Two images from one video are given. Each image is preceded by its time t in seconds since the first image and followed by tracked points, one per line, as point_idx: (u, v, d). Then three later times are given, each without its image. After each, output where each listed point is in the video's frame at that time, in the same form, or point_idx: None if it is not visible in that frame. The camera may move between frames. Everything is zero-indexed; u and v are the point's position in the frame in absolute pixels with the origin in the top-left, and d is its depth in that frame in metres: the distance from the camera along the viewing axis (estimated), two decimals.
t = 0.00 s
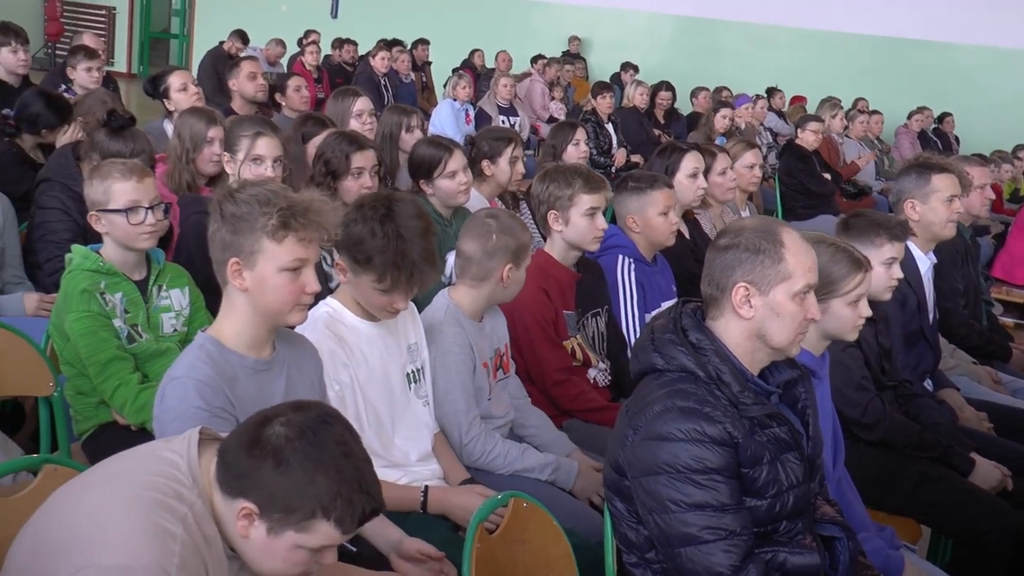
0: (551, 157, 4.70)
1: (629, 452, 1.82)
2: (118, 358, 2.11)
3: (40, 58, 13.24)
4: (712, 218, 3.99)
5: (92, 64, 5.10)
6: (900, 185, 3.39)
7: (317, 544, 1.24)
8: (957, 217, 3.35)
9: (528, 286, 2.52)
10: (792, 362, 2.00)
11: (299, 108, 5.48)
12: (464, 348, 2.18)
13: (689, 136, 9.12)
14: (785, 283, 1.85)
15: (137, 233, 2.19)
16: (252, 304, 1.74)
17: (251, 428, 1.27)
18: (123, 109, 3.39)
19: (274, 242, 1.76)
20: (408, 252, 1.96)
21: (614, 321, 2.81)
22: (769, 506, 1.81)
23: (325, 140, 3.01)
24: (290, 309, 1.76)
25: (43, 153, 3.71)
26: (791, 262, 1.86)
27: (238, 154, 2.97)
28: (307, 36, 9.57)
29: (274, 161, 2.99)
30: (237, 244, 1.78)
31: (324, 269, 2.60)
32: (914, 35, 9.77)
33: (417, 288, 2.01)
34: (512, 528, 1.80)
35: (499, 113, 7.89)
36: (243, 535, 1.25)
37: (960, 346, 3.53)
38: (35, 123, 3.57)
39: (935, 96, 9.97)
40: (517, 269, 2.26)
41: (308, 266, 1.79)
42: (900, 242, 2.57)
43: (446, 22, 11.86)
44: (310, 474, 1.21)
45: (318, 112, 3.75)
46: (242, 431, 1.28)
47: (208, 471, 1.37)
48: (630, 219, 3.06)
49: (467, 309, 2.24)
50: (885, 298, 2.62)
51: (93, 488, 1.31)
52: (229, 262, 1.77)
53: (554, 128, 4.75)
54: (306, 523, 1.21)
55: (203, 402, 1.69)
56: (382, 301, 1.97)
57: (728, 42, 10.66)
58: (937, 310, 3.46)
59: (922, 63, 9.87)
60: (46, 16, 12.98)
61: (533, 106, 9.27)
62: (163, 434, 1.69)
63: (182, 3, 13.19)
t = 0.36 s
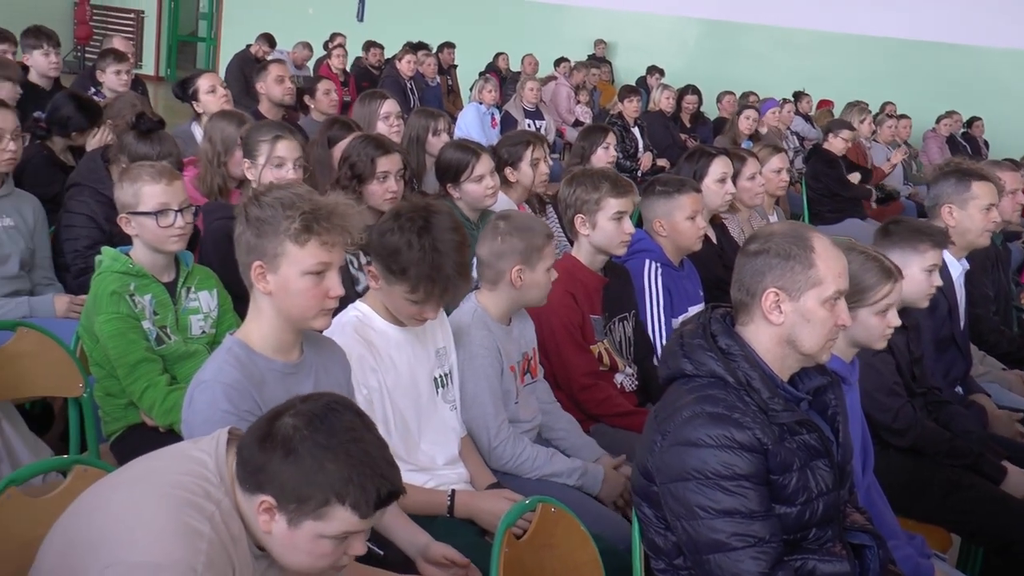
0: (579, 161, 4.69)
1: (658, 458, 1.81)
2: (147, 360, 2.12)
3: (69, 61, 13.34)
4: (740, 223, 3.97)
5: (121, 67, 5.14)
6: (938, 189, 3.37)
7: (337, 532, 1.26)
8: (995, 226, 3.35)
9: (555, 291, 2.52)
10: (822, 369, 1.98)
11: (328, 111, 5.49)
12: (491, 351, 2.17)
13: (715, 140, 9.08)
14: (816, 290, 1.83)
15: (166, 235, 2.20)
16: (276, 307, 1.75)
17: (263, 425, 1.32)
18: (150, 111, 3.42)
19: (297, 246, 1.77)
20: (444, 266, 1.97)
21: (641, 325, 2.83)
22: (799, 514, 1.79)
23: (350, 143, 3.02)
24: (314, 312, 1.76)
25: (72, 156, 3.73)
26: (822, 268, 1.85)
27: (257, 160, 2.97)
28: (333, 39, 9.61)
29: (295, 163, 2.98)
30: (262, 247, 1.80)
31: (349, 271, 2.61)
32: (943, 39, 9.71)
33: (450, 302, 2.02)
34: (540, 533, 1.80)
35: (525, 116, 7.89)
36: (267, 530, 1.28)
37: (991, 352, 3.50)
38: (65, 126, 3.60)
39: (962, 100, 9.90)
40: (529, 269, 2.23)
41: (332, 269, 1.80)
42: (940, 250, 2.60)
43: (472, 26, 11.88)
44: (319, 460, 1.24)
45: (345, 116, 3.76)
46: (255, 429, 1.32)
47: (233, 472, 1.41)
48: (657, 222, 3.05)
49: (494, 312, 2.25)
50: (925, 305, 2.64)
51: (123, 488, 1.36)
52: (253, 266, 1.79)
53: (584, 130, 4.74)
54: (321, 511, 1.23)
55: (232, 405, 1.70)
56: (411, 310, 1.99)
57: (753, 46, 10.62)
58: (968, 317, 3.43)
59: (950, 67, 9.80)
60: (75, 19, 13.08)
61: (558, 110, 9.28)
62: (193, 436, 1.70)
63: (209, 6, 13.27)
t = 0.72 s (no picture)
0: (608, 165, 4.68)
1: (685, 464, 1.80)
2: (174, 363, 2.13)
3: (93, 64, 13.40)
4: (766, 228, 3.97)
5: (148, 71, 5.17)
6: (971, 195, 3.35)
7: (370, 527, 1.25)
8: None
9: (580, 294, 2.52)
10: (849, 376, 1.97)
11: (355, 114, 5.49)
12: (516, 356, 2.18)
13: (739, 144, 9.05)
14: (844, 295, 1.82)
15: (194, 239, 2.22)
16: (298, 310, 1.76)
17: (290, 425, 1.32)
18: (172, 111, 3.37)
19: (316, 249, 1.78)
20: (474, 267, 1.97)
21: (665, 330, 2.80)
22: (826, 521, 1.77)
23: (376, 147, 3.03)
24: (336, 316, 1.77)
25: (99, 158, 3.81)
26: (850, 274, 1.84)
27: (291, 166, 2.95)
28: (357, 42, 9.63)
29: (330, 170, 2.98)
30: (283, 252, 1.81)
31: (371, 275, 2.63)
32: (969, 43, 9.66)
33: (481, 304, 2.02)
34: (567, 537, 1.80)
35: (549, 120, 7.88)
36: (298, 530, 1.27)
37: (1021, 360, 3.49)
38: (93, 130, 3.68)
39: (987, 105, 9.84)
40: (535, 269, 2.24)
41: (353, 272, 1.81)
42: (972, 256, 2.63)
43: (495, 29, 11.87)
44: (347, 455, 1.24)
45: (370, 120, 3.77)
46: (282, 430, 1.32)
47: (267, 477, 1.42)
48: (680, 226, 3.05)
49: (519, 316, 2.26)
50: (958, 311, 2.68)
51: (156, 488, 1.37)
52: (274, 271, 1.80)
53: (615, 136, 4.73)
54: (352, 505, 1.23)
55: (258, 411, 1.70)
56: (442, 313, 1.99)
57: (776, 49, 10.57)
58: (997, 324, 3.42)
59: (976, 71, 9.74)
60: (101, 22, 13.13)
61: (582, 114, 9.26)
62: (218, 440, 1.71)
63: (234, 9, 13.28)
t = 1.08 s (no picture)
0: (636, 169, 4.65)
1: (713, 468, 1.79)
2: (201, 365, 2.14)
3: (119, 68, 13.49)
4: (793, 232, 3.96)
5: (174, 74, 5.20)
6: (999, 199, 3.33)
7: (407, 534, 1.26)
8: None
9: (606, 297, 2.52)
10: (878, 380, 1.96)
11: (380, 117, 5.47)
12: (543, 359, 2.18)
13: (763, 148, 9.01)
14: (874, 301, 1.82)
15: (221, 241, 2.23)
16: (325, 313, 1.76)
17: (325, 432, 1.31)
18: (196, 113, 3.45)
19: (342, 252, 1.78)
20: (509, 266, 1.99)
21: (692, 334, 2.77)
22: (855, 526, 1.76)
23: (402, 150, 3.03)
24: (362, 320, 1.76)
25: (127, 163, 3.87)
26: (880, 278, 1.83)
27: (318, 172, 2.93)
28: (381, 46, 9.67)
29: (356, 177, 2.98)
30: (308, 255, 1.82)
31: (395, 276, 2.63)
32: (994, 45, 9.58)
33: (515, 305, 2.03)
34: (593, 544, 1.79)
35: (572, 122, 7.89)
36: (333, 535, 1.27)
37: None
38: (120, 133, 3.74)
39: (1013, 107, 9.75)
40: (552, 275, 2.25)
41: (379, 275, 1.80)
42: (994, 255, 2.62)
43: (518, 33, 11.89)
44: (386, 463, 1.24)
45: (395, 124, 3.79)
46: (316, 437, 1.31)
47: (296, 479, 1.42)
48: (704, 230, 3.04)
49: (546, 320, 2.26)
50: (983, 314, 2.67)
51: (186, 492, 1.37)
52: (300, 274, 1.81)
53: (643, 140, 4.72)
54: (391, 512, 1.24)
55: (285, 414, 1.70)
56: (475, 314, 2.00)
57: (800, 52, 10.53)
58: None
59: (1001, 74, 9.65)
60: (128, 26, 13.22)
61: (606, 116, 9.25)
62: (245, 443, 1.71)
63: (258, 13, 13.30)
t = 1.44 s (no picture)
0: (661, 174, 4.64)
1: (741, 472, 1.78)
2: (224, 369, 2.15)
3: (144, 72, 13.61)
4: (820, 237, 3.94)
5: (199, 78, 5.22)
6: None
7: (458, 528, 1.35)
8: None
9: (634, 301, 2.52)
10: (909, 388, 1.94)
11: (404, 120, 5.49)
12: (568, 362, 2.17)
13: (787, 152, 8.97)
14: (902, 314, 1.79)
15: (246, 244, 2.25)
16: (351, 319, 1.76)
17: (358, 456, 1.33)
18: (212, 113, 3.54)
19: (369, 257, 1.78)
20: (533, 254, 2.03)
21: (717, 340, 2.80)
22: (884, 534, 1.75)
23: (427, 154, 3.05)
24: (387, 325, 1.75)
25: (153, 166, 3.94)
26: (905, 291, 1.81)
27: (341, 173, 2.95)
28: (405, 49, 9.72)
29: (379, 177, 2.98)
30: (334, 260, 1.82)
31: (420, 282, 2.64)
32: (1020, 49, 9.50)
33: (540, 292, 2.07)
34: (620, 549, 1.78)
35: (594, 125, 7.90)
36: (387, 548, 1.34)
37: None
38: (146, 136, 3.81)
39: None
40: (578, 280, 2.25)
41: (406, 280, 1.80)
42: (1017, 261, 2.61)
43: (540, 36, 11.92)
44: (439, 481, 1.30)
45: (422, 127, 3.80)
46: (351, 465, 1.32)
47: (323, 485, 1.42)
48: (728, 234, 3.03)
49: (572, 324, 2.26)
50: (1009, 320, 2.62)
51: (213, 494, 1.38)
52: (327, 279, 1.82)
53: (667, 145, 4.71)
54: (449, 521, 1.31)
55: (312, 419, 1.70)
56: (505, 309, 2.02)
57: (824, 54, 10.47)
58: None
59: None
60: (154, 30, 13.34)
61: (629, 119, 9.26)
62: (271, 446, 1.71)
63: (283, 16, 13.41)
